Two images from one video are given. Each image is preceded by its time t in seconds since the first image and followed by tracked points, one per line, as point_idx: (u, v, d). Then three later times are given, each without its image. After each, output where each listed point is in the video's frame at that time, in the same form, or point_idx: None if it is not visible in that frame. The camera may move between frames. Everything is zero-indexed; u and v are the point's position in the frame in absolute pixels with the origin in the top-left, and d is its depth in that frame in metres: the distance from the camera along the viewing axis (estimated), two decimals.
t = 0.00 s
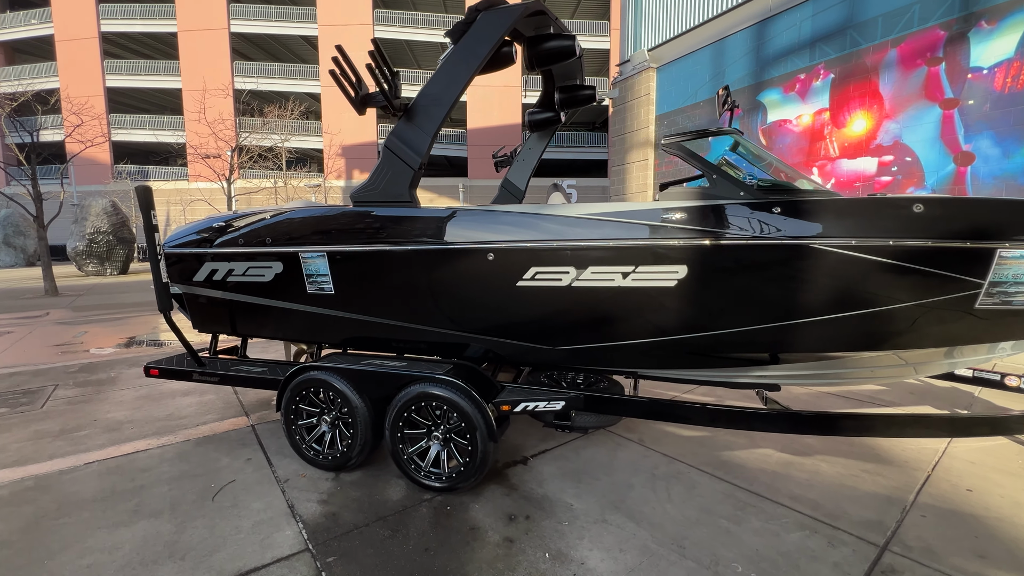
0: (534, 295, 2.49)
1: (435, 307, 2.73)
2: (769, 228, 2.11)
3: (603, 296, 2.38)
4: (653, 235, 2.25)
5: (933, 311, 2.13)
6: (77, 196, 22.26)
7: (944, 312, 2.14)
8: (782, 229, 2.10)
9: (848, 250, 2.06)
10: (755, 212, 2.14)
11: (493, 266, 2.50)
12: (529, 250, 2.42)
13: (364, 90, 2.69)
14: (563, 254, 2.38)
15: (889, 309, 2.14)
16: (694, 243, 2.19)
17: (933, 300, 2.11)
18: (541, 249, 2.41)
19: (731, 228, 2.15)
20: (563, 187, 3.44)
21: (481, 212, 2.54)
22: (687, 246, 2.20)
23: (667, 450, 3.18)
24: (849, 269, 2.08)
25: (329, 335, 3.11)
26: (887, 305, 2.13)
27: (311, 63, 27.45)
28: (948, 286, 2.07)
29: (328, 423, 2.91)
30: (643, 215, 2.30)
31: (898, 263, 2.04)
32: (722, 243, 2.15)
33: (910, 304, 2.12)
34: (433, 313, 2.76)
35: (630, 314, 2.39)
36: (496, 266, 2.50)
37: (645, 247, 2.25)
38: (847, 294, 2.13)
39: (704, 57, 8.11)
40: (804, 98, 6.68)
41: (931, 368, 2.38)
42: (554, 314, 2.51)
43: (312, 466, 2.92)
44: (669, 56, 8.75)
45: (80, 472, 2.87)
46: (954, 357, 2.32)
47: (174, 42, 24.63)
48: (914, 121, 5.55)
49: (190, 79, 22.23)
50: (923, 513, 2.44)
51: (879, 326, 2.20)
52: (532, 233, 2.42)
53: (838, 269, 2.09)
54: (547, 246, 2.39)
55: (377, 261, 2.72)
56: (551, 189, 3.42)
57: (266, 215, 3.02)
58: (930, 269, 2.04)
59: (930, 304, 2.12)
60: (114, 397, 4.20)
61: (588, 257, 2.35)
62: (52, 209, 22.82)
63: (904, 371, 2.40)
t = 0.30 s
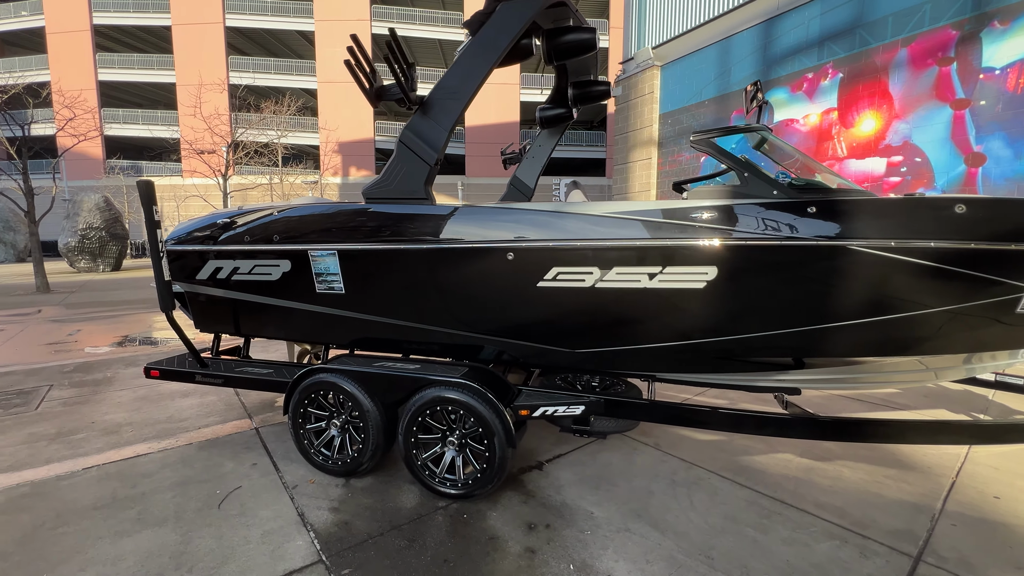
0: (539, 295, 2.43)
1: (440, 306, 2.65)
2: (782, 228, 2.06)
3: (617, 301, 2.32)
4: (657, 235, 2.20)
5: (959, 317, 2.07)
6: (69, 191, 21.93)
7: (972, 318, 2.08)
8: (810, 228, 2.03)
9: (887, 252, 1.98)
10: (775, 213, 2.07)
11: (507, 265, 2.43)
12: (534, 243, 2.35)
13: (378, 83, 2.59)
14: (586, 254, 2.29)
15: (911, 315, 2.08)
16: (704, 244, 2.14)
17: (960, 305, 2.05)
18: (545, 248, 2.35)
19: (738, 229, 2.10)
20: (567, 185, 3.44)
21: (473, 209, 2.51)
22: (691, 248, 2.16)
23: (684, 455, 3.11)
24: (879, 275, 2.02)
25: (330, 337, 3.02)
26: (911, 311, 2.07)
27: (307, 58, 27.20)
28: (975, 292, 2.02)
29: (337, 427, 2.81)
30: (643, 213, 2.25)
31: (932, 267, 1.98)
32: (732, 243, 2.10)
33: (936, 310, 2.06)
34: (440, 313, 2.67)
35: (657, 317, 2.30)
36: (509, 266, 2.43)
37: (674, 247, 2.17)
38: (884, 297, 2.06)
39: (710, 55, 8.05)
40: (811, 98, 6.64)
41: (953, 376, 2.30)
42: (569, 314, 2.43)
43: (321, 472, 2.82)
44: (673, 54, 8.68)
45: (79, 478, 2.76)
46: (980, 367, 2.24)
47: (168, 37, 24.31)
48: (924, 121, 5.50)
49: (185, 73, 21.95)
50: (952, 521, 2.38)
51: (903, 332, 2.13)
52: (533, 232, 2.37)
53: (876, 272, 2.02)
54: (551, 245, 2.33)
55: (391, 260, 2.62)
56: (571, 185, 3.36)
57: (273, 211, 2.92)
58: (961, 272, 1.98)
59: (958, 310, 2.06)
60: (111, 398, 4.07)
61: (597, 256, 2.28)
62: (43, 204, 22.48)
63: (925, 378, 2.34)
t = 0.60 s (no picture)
0: (544, 299, 2.40)
1: (443, 304, 2.58)
2: (801, 229, 2.04)
3: (625, 303, 2.29)
4: (649, 235, 2.20)
5: (977, 324, 2.04)
6: (52, 188, 21.39)
7: (994, 324, 2.04)
8: (840, 229, 1.99)
9: (922, 254, 1.95)
10: (807, 215, 2.03)
11: (517, 265, 2.37)
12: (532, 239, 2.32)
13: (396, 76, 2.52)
14: (612, 255, 2.24)
15: (926, 322, 2.06)
16: (699, 246, 2.13)
17: (979, 312, 2.02)
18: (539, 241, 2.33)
19: (731, 229, 2.10)
20: (562, 190, 3.99)
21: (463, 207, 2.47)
22: (686, 248, 2.15)
23: (700, 460, 3.06)
24: (906, 278, 1.99)
25: (327, 339, 2.92)
26: (924, 317, 2.05)
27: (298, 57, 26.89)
28: (992, 298, 1.99)
29: (347, 433, 2.71)
30: (630, 214, 2.25)
31: (962, 269, 1.95)
32: (727, 243, 2.10)
33: (951, 316, 2.03)
34: (443, 313, 2.60)
35: (683, 319, 2.25)
36: (520, 267, 2.38)
37: (703, 247, 2.13)
38: (918, 298, 2.02)
39: (709, 58, 8.07)
40: (811, 101, 6.72)
41: (964, 381, 2.27)
42: (580, 313, 2.38)
43: (331, 479, 2.72)
44: (672, 57, 8.71)
45: (74, 487, 2.62)
46: (991, 373, 2.21)
47: (155, 32, 23.86)
48: (924, 126, 5.55)
49: (172, 70, 21.54)
50: (977, 526, 2.36)
51: (919, 339, 2.10)
52: (530, 232, 2.34)
53: (910, 274, 1.99)
54: (549, 244, 2.30)
55: (408, 260, 2.54)
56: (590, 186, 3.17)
57: (280, 208, 2.80)
58: (984, 276, 1.95)
59: (974, 316, 2.03)
60: (104, 402, 3.91)
61: (596, 257, 2.26)
62: (24, 202, 21.91)
63: (936, 385, 2.30)
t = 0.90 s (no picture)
0: (548, 295, 2.37)
1: (446, 302, 2.53)
2: (832, 230, 2.02)
3: (630, 300, 2.26)
4: (645, 234, 2.19)
5: (1003, 326, 2.05)
6: (27, 184, 20.68)
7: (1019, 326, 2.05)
8: (871, 230, 1.98)
9: (954, 255, 1.95)
10: (838, 215, 2.02)
11: (514, 262, 2.35)
12: (524, 233, 2.32)
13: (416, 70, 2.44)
14: (639, 255, 2.19)
15: (940, 325, 2.07)
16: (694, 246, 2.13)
17: (1006, 314, 2.02)
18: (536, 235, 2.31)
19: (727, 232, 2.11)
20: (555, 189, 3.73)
21: (457, 206, 2.41)
22: (683, 250, 2.15)
23: (716, 462, 3.04)
24: (933, 279, 1.99)
25: (326, 339, 2.84)
26: (936, 321, 2.06)
27: (285, 52, 26.43)
28: (1005, 302, 2.00)
29: (360, 437, 2.63)
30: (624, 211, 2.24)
31: (988, 270, 1.95)
32: (721, 245, 2.11)
33: (964, 320, 2.04)
34: (446, 312, 2.55)
35: (710, 319, 2.21)
36: (527, 265, 2.34)
37: (733, 247, 2.09)
38: (948, 300, 2.01)
39: (707, 59, 8.11)
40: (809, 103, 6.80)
41: (971, 383, 2.26)
42: (585, 313, 2.35)
43: (344, 485, 2.64)
44: (669, 57, 8.74)
45: (73, 496, 2.50)
46: (996, 374, 2.22)
47: (136, 25, 23.23)
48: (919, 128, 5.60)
49: (154, 64, 21.02)
50: (996, 526, 2.38)
51: (933, 341, 2.11)
52: (524, 226, 2.32)
53: (941, 275, 1.98)
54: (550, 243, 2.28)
55: (426, 259, 2.48)
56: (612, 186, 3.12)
57: (289, 204, 2.70)
58: (1008, 276, 1.95)
59: (987, 320, 2.04)
60: (96, 406, 3.75)
61: (608, 255, 2.23)
62: None
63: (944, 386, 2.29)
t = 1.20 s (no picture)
0: (552, 291, 2.33)
1: (458, 300, 2.46)
2: (856, 227, 2.00)
3: (629, 296, 2.25)
4: (638, 229, 2.18)
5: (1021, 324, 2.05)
6: None
7: None
8: (895, 226, 1.97)
9: (977, 252, 1.95)
10: (862, 212, 2.00)
11: (514, 256, 2.31)
12: (514, 227, 2.29)
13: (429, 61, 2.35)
14: (660, 251, 2.16)
15: (943, 325, 2.07)
16: (685, 242, 2.12)
17: None
18: (541, 229, 2.28)
19: (722, 228, 2.10)
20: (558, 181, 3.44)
21: (453, 201, 2.36)
22: (678, 246, 2.13)
23: (727, 459, 3.03)
24: (953, 276, 1.99)
25: (323, 338, 2.77)
26: (939, 320, 2.07)
27: (269, 46, 25.89)
28: (1012, 301, 2.01)
29: (369, 440, 2.55)
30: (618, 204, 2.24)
31: (1010, 267, 1.95)
32: (713, 240, 2.10)
33: (971, 318, 2.05)
34: (447, 310, 2.50)
35: (731, 317, 2.18)
36: (531, 261, 2.30)
37: (758, 244, 2.06)
38: (969, 297, 2.01)
39: (701, 58, 8.15)
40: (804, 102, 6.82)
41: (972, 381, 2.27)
42: (589, 312, 2.33)
43: (352, 489, 2.55)
44: (664, 55, 8.77)
45: (65, 506, 2.37)
46: (993, 372, 2.22)
47: (114, 15, 22.53)
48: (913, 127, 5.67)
49: (133, 56, 20.41)
50: (1008, 521, 2.40)
51: (936, 340, 2.11)
52: (518, 221, 2.29)
53: (965, 273, 1.98)
54: (551, 241, 2.25)
55: (439, 256, 2.40)
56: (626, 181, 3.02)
57: (294, 199, 2.61)
58: None
59: (992, 318, 2.05)
60: (84, 410, 3.59)
61: (615, 254, 2.20)
62: None
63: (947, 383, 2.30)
